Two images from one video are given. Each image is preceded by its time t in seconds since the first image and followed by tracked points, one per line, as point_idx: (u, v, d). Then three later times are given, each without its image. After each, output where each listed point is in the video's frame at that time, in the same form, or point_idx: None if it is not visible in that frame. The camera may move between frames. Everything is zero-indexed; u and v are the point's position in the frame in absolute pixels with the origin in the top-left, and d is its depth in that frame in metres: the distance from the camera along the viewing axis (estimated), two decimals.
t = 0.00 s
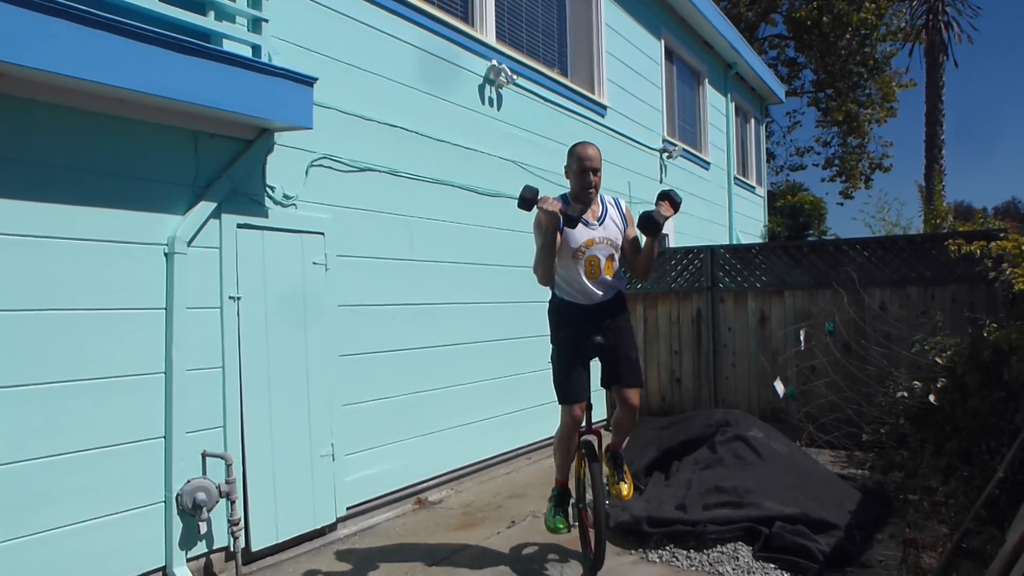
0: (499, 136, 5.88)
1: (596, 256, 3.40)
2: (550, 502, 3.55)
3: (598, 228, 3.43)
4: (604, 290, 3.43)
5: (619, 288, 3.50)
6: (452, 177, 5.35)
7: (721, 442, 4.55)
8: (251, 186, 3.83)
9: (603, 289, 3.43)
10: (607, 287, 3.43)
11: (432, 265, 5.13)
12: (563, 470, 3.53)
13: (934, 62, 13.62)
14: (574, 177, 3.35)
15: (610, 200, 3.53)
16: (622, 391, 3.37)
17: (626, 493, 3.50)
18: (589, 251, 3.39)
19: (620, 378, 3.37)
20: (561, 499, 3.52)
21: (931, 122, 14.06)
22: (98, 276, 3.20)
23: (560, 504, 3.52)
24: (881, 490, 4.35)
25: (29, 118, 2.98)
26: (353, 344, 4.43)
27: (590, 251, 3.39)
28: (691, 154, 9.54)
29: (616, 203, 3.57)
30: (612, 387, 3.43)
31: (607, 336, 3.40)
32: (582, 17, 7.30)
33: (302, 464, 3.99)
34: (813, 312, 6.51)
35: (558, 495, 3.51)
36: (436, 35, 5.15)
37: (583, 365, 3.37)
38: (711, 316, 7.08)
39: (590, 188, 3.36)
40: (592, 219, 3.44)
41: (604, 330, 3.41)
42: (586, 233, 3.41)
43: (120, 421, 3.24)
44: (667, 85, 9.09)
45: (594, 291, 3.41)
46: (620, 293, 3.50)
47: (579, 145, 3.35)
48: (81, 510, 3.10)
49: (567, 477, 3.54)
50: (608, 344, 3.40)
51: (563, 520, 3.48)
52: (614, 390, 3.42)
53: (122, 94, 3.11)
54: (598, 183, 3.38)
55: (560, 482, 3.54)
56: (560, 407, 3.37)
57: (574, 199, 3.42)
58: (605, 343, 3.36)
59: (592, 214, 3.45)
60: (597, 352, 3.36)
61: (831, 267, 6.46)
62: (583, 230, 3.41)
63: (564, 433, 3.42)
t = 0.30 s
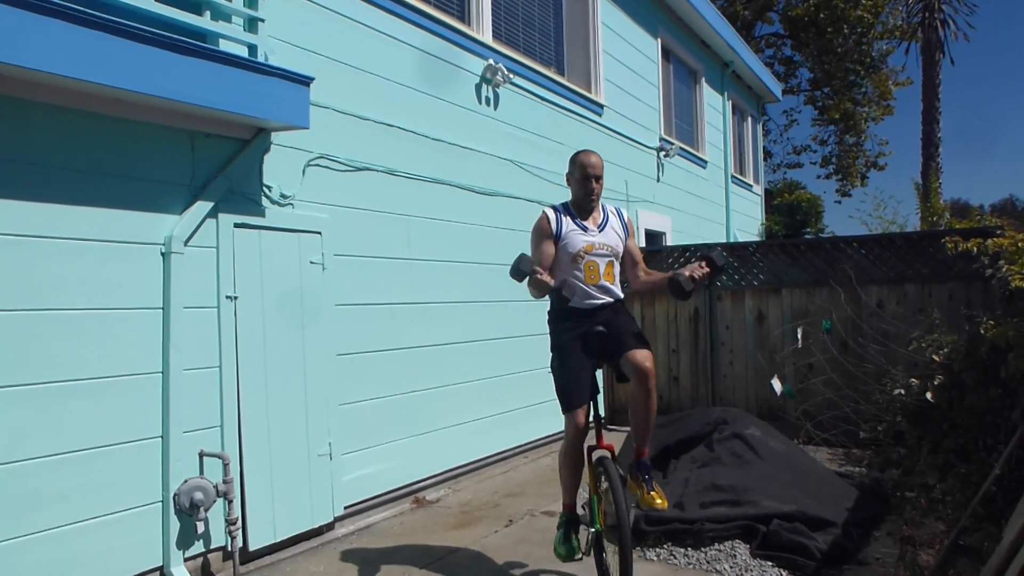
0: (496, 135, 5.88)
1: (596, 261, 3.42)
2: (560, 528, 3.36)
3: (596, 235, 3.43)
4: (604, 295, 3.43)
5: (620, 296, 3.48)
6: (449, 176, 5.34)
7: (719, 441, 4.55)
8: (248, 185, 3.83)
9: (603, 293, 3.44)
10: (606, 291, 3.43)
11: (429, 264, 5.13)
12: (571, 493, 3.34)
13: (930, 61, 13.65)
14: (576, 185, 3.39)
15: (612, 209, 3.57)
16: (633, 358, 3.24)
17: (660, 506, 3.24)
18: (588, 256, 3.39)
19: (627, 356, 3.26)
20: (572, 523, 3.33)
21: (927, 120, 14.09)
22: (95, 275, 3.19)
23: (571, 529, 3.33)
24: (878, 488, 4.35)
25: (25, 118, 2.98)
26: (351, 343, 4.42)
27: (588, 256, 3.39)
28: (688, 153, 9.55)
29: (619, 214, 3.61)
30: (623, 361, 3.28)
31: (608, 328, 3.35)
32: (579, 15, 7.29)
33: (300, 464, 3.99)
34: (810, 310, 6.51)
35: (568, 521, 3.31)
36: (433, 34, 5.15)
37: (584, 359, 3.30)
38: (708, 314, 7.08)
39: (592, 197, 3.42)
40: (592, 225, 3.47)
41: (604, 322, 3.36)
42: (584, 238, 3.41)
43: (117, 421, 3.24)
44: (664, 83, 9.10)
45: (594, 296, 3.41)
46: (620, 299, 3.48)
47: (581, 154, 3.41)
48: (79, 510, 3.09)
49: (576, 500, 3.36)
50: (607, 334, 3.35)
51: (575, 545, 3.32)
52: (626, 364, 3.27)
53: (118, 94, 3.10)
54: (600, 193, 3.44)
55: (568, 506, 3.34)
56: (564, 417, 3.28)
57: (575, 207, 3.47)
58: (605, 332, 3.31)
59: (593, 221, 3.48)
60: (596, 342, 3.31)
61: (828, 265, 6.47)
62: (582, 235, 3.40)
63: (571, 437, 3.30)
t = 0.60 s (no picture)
0: (494, 134, 5.87)
1: (596, 263, 3.42)
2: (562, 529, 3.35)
3: (599, 236, 3.44)
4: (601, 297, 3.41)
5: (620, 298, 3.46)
6: (448, 176, 5.34)
7: (716, 441, 4.55)
8: (246, 183, 3.82)
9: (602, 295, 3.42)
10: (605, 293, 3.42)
11: (427, 263, 5.12)
12: (573, 494, 3.30)
13: (929, 63, 13.65)
14: (580, 187, 3.40)
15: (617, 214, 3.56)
16: (630, 368, 3.20)
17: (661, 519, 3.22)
18: (588, 257, 3.40)
19: (626, 364, 3.22)
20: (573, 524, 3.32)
21: (925, 122, 14.10)
22: (91, 273, 3.18)
23: (572, 531, 3.31)
24: (875, 489, 4.36)
25: (21, 114, 2.97)
26: (348, 342, 4.42)
27: (588, 257, 3.40)
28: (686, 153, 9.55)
29: (625, 219, 3.60)
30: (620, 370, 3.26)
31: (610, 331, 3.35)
32: (578, 15, 7.29)
33: (297, 462, 3.99)
34: (808, 312, 6.52)
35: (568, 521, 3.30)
36: (432, 32, 5.14)
37: (586, 360, 3.29)
38: (706, 314, 7.09)
39: (597, 199, 3.41)
40: (596, 227, 3.47)
41: (606, 325, 3.37)
42: (586, 239, 3.42)
43: (113, 419, 3.23)
44: (663, 84, 9.09)
45: (592, 297, 3.41)
46: (620, 302, 3.46)
47: (587, 156, 3.41)
48: (75, 508, 3.08)
49: (579, 501, 3.33)
50: (610, 336, 3.33)
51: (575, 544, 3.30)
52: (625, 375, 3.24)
53: (116, 90, 3.09)
54: (605, 196, 3.42)
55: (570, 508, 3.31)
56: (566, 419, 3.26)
57: (579, 210, 3.47)
58: (609, 335, 3.30)
59: (596, 223, 3.48)
60: (598, 344, 3.30)
61: (825, 266, 6.46)
62: (582, 236, 3.41)
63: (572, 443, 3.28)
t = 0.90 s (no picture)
0: (491, 134, 5.86)
1: (598, 259, 3.42)
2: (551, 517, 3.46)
3: (604, 232, 3.44)
4: (596, 293, 3.40)
5: (619, 294, 3.47)
6: (445, 176, 5.34)
7: (713, 442, 4.56)
8: (242, 183, 3.81)
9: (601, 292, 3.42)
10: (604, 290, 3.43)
11: (424, 263, 5.12)
12: (561, 483, 3.42)
13: (925, 63, 13.66)
14: (590, 179, 3.36)
15: (623, 208, 3.56)
16: (618, 378, 3.24)
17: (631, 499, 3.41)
18: (590, 253, 3.40)
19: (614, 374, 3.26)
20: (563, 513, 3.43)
21: (922, 122, 14.12)
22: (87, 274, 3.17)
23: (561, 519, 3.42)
24: (873, 489, 4.37)
25: (17, 115, 2.96)
26: (345, 343, 4.41)
27: (592, 253, 3.40)
28: (683, 154, 9.55)
29: (630, 215, 3.59)
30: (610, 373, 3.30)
31: (599, 331, 3.37)
32: (575, 15, 7.28)
33: (293, 463, 3.98)
34: (805, 312, 6.53)
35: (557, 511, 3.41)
36: (428, 32, 5.14)
37: (575, 358, 3.36)
38: (703, 314, 7.10)
39: (606, 193, 3.38)
40: (602, 222, 3.45)
41: (597, 324, 3.40)
42: (591, 233, 3.42)
43: (110, 420, 3.22)
44: (660, 84, 9.10)
45: (590, 293, 3.41)
46: (617, 299, 3.46)
47: (598, 147, 3.36)
48: (71, 509, 3.08)
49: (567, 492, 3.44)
50: (601, 337, 3.37)
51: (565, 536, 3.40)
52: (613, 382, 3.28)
53: (112, 91, 3.08)
54: (614, 190, 3.39)
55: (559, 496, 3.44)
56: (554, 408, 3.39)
57: (588, 202, 3.44)
58: (598, 336, 3.34)
59: (604, 218, 3.47)
60: (590, 345, 3.34)
61: (822, 267, 6.47)
62: (589, 230, 3.41)
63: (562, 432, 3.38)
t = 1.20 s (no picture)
0: (488, 134, 5.86)
1: (594, 264, 3.42)
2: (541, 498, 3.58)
3: (598, 238, 3.42)
4: (597, 298, 3.44)
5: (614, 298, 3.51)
6: (442, 176, 5.33)
7: (710, 441, 4.57)
8: (239, 184, 3.80)
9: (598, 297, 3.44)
10: (600, 295, 3.44)
11: (422, 263, 5.12)
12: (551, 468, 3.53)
13: (922, 63, 13.68)
14: (582, 187, 3.37)
15: (616, 209, 3.53)
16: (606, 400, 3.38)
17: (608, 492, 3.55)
18: (585, 261, 3.39)
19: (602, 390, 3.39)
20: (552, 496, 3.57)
21: (919, 122, 14.14)
22: (84, 274, 3.17)
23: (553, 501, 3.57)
24: (870, 488, 4.38)
25: (14, 115, 2.95)
26: (342, 343, 4.41)
27: (587, 260, 3.39)
28: (681, 153, 9.56)
29: (625, 214, 3.57)
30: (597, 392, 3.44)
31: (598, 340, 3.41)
32: (572, 15, 7.29)
33: (291, 464, 3.97)
34: (802, 311, 6.54)
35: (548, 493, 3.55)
36: (425, 33, 5.13)
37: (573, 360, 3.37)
38: (701, 314, 7.10)
39: (599, 200, 3.38)
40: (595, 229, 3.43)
41: (596, 334, 3.42)
42: (585, 241, 3.41)
43: (107, 421, 3.22)
44: (657, 84, 9.11)
45: (588, 300, 3.43)
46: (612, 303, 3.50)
47: (591, 154, 3.37)
48: (69, 510, 3.07)
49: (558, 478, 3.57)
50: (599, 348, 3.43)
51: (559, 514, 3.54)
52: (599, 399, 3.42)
53: (108, 91, 3.08)
54: (606, 196, 3.39)
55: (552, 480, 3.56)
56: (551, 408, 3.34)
57: (581, 209, 3.43)
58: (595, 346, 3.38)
59: (596, 224, 3.44)
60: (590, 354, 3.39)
61: (820, 266, 6.48)
62: (581, 238, 3.40)
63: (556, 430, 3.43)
